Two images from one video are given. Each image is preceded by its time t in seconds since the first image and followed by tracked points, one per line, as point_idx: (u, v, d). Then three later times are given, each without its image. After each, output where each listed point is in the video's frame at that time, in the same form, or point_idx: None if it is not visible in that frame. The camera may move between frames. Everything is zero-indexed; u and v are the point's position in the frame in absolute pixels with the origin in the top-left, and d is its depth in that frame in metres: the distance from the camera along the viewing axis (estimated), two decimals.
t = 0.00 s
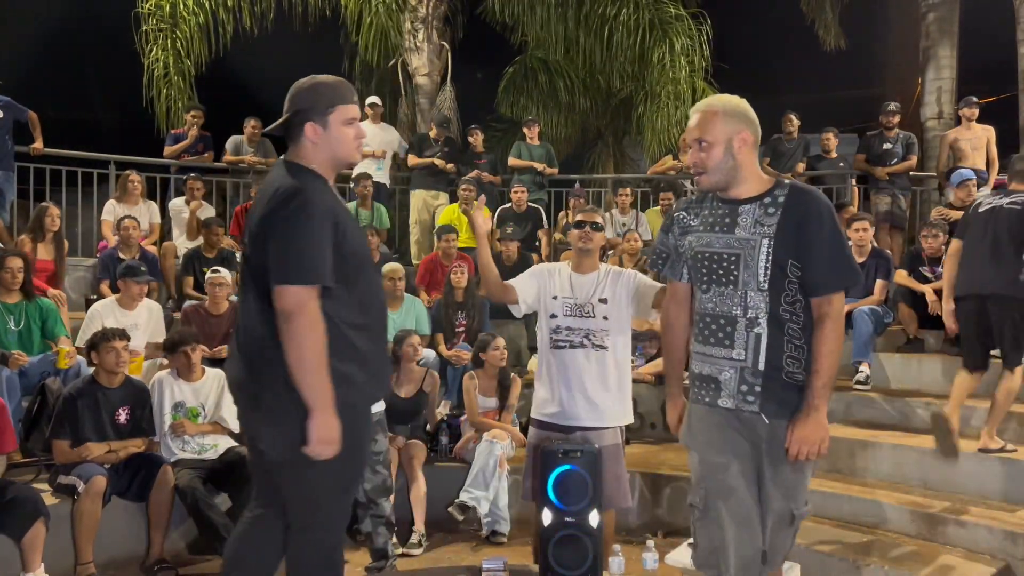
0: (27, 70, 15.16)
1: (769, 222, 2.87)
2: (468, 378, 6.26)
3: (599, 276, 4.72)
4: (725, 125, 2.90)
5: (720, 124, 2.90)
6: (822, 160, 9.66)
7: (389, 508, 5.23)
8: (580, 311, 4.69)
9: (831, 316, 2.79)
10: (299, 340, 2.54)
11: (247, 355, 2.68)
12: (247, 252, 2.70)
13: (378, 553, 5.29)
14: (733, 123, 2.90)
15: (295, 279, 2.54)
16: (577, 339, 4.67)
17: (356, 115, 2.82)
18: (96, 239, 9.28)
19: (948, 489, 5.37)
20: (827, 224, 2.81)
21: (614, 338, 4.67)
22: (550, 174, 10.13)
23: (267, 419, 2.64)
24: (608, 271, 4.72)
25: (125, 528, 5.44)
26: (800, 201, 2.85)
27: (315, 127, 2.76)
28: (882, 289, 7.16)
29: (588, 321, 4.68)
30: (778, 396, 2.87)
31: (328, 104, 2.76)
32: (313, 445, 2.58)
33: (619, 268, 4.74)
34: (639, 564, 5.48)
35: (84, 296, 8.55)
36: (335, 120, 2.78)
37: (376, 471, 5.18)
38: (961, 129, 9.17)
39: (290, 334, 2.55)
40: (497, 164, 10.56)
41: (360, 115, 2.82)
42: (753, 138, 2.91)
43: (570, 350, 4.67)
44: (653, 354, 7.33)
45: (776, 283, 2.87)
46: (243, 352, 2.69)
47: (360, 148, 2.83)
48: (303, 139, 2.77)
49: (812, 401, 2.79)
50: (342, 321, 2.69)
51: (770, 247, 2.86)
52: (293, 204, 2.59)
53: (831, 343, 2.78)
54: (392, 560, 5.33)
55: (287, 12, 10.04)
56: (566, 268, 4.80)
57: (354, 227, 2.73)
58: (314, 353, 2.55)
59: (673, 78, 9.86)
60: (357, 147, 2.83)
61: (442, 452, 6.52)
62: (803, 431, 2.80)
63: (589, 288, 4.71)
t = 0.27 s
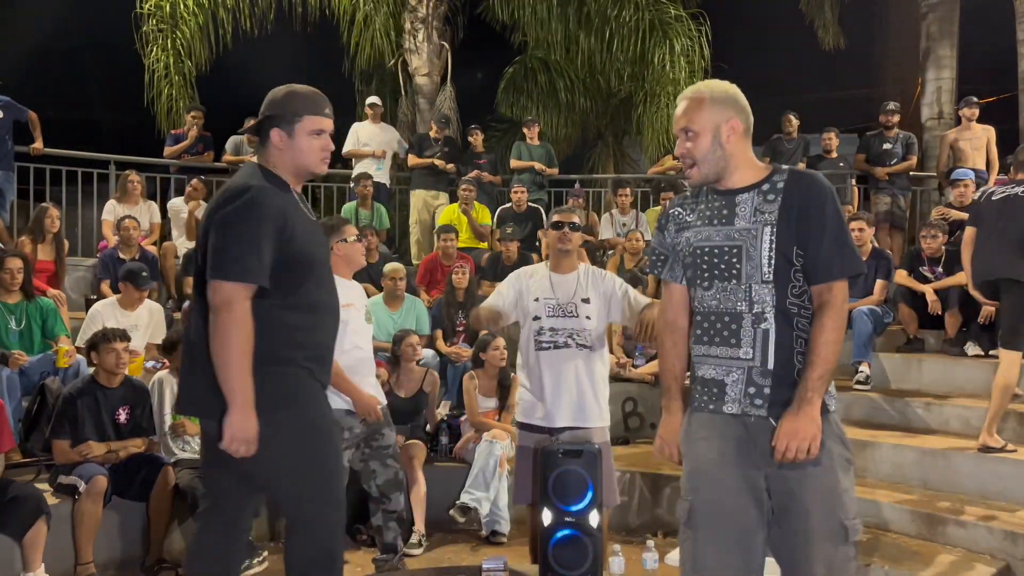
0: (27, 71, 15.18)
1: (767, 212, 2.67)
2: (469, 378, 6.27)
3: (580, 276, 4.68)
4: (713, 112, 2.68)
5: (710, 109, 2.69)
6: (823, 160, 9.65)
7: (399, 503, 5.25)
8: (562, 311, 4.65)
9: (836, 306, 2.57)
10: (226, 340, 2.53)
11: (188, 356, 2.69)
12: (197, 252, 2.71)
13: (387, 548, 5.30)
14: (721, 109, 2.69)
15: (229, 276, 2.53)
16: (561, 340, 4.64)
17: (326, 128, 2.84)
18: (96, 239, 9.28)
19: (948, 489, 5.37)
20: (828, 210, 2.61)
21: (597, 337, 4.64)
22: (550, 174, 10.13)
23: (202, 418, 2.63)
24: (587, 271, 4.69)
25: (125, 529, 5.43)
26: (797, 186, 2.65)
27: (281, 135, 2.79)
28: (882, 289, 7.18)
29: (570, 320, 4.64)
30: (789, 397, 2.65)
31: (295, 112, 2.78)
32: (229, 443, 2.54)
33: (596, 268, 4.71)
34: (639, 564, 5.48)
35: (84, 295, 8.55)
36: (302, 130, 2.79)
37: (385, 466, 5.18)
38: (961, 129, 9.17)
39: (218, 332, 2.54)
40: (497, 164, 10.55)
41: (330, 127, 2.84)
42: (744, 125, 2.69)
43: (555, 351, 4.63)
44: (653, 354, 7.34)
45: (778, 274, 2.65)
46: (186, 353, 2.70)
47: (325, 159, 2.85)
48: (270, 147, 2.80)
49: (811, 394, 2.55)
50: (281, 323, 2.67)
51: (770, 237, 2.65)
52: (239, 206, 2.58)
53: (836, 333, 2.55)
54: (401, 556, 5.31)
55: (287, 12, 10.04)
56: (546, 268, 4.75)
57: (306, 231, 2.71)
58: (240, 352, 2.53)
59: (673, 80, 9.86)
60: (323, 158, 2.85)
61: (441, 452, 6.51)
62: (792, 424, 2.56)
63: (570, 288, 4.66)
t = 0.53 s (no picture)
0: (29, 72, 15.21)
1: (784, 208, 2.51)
2: (469, 378, 6.27)
3: (563, 278, 4.66)
4: (736, 101, 2.51)
5: (731, 98, 2.52)
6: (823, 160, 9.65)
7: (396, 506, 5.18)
8: (549, 314, 4.58)
9: (845, 312, 2.37)
10: (194, 327, 2.52)
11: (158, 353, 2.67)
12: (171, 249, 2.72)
13: (386, 551, 5.32)
14: (747, 96, 2.50)
15: (196, 263, 2.53)
16: (550, 345, 4.56)
17: (308, 126, 2.83)
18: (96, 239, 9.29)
19: (948, 489, 5.37)
20: (848, 208, 2.41)
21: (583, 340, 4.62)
22: (550, 174, 10.14)
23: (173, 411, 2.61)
24: (568, 274, 4.69)
25: (125, 529, 5.43)
26: (818, 181, 2.47)
27: (262, 129, 2.78)
28: (882, 289, 7.18)
29: (557, 323, 4.58)
30: (793, 402, 2.50)
31: (277, 108, 2.78)
32: (206, 434, 2.52)
33: (577, 269, 4.72)
34: (638, 564, 5.48)
35: (84, 296, 8.55)
36: (282, 126, 2.79)
37: (383, 469, 5.13)
38: (962, 129, 9.18)
39: (185, 321, 2.53)
40: (496, 164, 10.55)
41: (312, 125, 2.84)
42: (766, 115, 2.50)
43: (545, 356, 4.54)
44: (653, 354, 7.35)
45: (789, 274, 2.50)
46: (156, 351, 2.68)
47: (304, 158, 2.85)
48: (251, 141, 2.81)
49: (810, 405, 2.34)
50: (253, 314, 2.65)
51: (784, 235, 2.50)
52: (206, 199, 2.59)
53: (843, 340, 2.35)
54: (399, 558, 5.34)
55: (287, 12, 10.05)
56: (528, 272, 4.67)
57: (277, 223, 2.71)
58: (208, 338, 2.52)
59: (673, 81, 9.97)
60: (304, 155, 2.85)
61: (441, 452, 6.50)
62: (792, 434, 2.35)
63: (555, 291, 4.63)
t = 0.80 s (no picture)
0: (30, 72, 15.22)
1: (829, 220, 2.35)
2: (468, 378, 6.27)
3: (554, 277, 4.68)
4: (793, 100, 2.37)
5: (783, 102, 2.38)
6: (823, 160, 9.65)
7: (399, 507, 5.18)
8: (543, 314, 4.58)
9: (869, 337, 2.19)
10: (189, 318, 2.48)
11: (143, 357, 2.60)
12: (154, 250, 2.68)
13: (385, 551, 5.32)
14: (808, 95, 2.35)
15: (186, 257, 2.51)
16: (546, 344, 4.54)
17: (301, 120, 2.80)
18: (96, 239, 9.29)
19: (948, 489, 5.38)
20: (887, 224, 2.22)
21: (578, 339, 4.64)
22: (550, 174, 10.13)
23: (168, 412, 2.54)
24: (560, 273, 4.69)
25: (125, 529, 5.43)
26: (858, 193, 2.28)
27: (256, 122, 2.75)
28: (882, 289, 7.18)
29: (552, 322, 4.57)
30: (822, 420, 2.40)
31: (272, 101, 2.75)
32: (225, 420, 2.51)
33: (569, 268, 4.73)
34: (638, 564, 5.47)
35: (84, 296, 8.55)
36: (276, 119, 2.76)
37: (391, 471, 5.12)
38: (962, 129, 9.18)
39: (178, 317, 2.49)
40: (496, 164, 10.54)
41: (305, 120, 2.81)
42: (822, 117, 2.34)
43: (541, 356, 4.52)
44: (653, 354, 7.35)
45: (826, 290, 2.34)
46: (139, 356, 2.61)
47: (299, 153, 2.82)
48: (244, 135, 2.77)
49: (823, 434, 2.21)
50: (245, 308, 2.63)
51: (822, 250, 2.35)
52: (193, 191, 2.56)
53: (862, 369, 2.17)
54: (398, 559, 5.34)
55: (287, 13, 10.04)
56: (519, 273, 4.69)
57: (266, 215, 2.69)
58: (206, 330, 2.48)
59: (674, 82, 9.97)
60: (298, 151, 2.83)
61: (441, 452, 6.50)
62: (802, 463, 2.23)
63: (547, 290, 4.65)
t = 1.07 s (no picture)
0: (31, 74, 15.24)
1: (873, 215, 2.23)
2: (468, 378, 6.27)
3: (549, 277, 4.72)
4: (845, 92, 2.26)
5: (837, 93, 2.28)
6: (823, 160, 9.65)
7: (404, 510, 5.19)
8: (541, 313, 4.60)
9: (916, 336, 2.08)
10: (167, 317, 2.17)
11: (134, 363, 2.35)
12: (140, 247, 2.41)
13: (385, 551, 5.32)
14: (859, 87, 2.25)
15: (163, 249, 2.21)
16: (543, 342, 4.56)
17: (302, 111, 2.59)
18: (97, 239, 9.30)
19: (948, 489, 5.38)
20: (930, 219, 2.11)
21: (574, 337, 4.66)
22: (550, 174, 10.13)
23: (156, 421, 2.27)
24: (555, 272, 4.74)
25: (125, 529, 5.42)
26: (901, 185, 2.17)
27: (259, 110, 2.52)
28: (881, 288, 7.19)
29: (550, 321, 4.60)
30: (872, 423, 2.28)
31: (277, 90, 2.53)
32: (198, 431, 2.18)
33: (564, 268, 4.78)
34: (639, 564, 5.47)
35: (84, 296, 8.56)
36: (281, 109, 2.54)
37: (398, 473, 5.09)
38: (961, 129, 9.17)
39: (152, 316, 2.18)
40: (497, 164, 10.54)
41: (307, 112, 2.60)
42: (875, 109, 2.24)
43: (539, 354, 4.54)
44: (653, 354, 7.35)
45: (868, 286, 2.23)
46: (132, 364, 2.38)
47: (298, 146, 2.61)
48: (244, 121, 2.52)
49: (869, 437, 2.09)
50: (232, 305, 2.33)
51: (869, 250, 2.23)
52: (177, 179, 2.29)
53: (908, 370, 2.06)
54: (399, 558, 5.34)
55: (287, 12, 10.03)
56: (516, 272, 4.71)
57: (257, 204, 2.41)
58: (183, 331, 2.17)
59: (675, 82, 9.94)
60: (298, 144, 2.61)
61: (441, 452, 6.49)
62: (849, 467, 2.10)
63: (543, 289, 4.67)
